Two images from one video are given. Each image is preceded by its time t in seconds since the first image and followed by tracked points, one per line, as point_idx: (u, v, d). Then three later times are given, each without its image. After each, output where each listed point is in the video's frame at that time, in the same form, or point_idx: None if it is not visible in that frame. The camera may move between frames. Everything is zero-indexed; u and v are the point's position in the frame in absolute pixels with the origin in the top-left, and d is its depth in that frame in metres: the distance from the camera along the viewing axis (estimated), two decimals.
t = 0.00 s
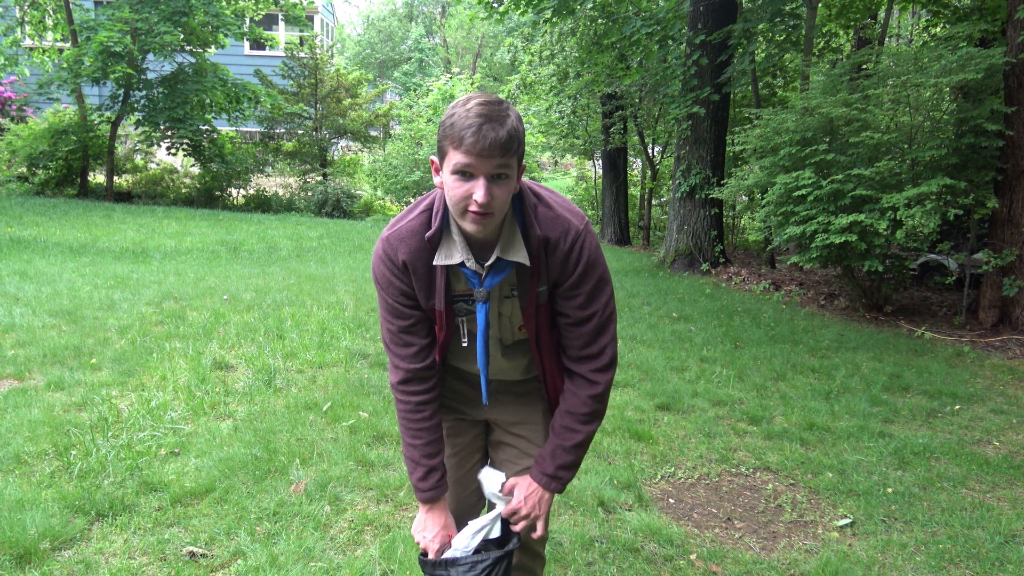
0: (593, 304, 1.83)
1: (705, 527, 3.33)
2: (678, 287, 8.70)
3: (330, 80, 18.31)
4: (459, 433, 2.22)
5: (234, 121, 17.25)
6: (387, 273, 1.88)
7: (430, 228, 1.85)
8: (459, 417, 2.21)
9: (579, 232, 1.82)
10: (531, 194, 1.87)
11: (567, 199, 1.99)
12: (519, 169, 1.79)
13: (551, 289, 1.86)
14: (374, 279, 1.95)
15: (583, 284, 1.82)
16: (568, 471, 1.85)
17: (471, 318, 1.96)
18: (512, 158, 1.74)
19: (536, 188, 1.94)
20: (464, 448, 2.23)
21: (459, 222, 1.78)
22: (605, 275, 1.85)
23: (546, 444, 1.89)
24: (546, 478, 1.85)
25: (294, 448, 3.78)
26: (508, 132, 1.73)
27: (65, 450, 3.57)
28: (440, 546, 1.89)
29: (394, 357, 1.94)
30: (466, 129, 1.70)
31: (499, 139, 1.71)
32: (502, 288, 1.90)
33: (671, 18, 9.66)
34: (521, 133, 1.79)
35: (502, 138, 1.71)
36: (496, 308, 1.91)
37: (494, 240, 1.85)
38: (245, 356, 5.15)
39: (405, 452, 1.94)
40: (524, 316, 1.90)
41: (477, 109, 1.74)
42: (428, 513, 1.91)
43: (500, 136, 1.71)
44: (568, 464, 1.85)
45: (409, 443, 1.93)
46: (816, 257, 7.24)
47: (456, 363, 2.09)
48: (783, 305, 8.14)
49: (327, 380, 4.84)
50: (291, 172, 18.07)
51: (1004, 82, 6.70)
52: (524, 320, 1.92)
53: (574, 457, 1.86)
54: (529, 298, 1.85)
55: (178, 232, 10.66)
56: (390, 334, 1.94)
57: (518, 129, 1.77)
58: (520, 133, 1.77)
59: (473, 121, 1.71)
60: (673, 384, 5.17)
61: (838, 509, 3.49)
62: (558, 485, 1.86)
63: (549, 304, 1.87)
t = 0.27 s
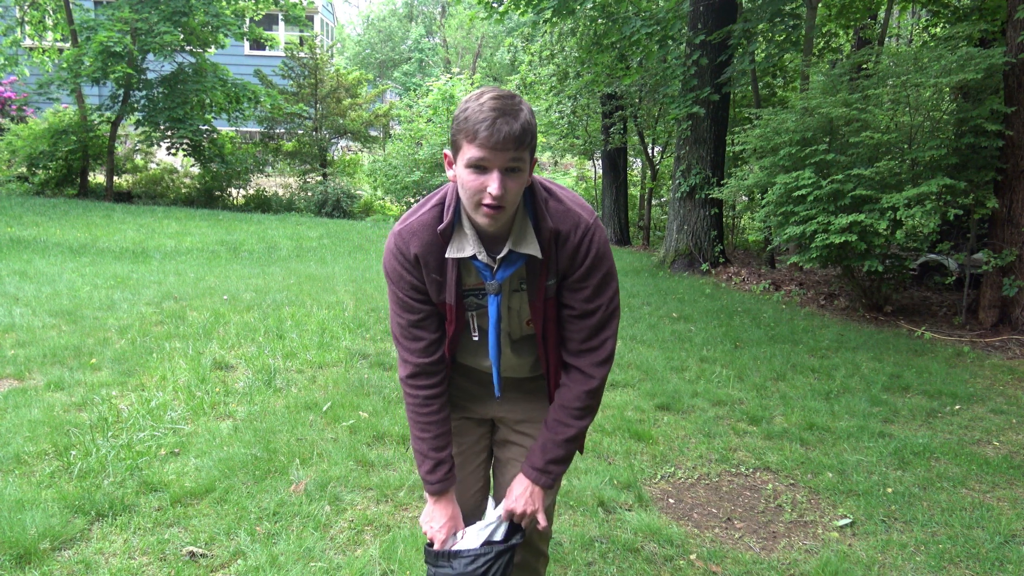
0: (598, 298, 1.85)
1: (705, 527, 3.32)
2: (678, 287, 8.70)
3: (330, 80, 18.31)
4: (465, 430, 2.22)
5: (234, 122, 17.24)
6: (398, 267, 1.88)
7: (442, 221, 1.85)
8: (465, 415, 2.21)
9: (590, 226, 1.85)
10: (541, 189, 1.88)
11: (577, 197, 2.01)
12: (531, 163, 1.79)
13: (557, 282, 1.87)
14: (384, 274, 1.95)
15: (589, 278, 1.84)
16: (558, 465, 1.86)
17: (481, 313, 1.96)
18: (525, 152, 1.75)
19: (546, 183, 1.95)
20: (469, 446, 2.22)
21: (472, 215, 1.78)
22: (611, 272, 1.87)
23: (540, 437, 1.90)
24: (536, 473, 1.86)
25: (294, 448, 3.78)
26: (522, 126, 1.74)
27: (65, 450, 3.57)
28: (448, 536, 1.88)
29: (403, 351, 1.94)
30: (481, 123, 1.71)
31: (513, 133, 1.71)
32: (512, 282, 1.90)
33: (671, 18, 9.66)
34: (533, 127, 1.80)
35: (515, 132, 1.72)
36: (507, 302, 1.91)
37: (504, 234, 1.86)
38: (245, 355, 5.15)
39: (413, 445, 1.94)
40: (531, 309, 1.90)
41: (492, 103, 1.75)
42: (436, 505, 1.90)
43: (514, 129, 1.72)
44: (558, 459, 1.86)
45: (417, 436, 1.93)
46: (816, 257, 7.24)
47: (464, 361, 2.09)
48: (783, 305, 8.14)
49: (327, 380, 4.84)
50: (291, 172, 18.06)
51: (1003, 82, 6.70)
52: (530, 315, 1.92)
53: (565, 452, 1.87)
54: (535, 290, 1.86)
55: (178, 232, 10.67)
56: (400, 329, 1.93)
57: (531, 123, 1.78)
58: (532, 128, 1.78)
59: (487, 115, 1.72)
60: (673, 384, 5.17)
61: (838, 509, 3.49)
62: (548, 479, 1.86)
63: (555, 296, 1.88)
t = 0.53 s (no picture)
0: (605, 299, 1.86)
1: (705, 527, 3.32)
2: (678, 287, 8.70)
3: (330, 80, 18.31)
4: (468, 429, 2.21)
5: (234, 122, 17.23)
6: (408, 265, 1.88)
7: (453, 220, 1.86)
8: (470, 413, 2.20)
9: (599, 227, 1.86)
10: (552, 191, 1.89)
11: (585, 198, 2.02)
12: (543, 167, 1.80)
13: (566, 283, 1.88)
14: (394, 271, 1.96)
15: (598, 278, 1.85)
16: (565, 462, 1.87)
17: (490, 312, 1.95)
18: (538, 156, 1.75)
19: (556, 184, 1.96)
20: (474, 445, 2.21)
21: (483, 215, 1.78)
22: (618, 273, 1.88)
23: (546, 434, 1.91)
24: (543, 469, 1.86)
25: (294, 448, 3.78)
26: (536, 130, 1.74)
27: (65, 450, 3.57)
28: (457, 530, 1.88)
29: (411, 348, 1.94)
30: (497, 125, 1.71)
31: (528, 136, 1.72)
32: (522, 281, 1.90)
33: (671, 18, 9.66)
34: (547, 132, 1.81)
35: (530, 136, 1.72)
36: (516, 300, 1.91)
37: (514, 235, 1.86)
38: (244, 356, 5.15)
39: (418, 440, 1.94)
40: (539, 309, 1.90)
41: (508, 106, 1.75)
42: (441, 502, 1.90)
43: (528, 134, 1.72)
44: (565, 456, 1.87)
45: (422, 431, 1.93)
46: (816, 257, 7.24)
47: (472, 360, 2.08)
48: (783, 305, 8.14)
49: (327, 380, 4.84)
50: (291, 172, 18.07)
51: (1003, 82, 6.70)
52: (538, 314, 1.92)
53: (572, 450, 1.87)
54: (544, 290, 1.86)
55: (178, 232, 10.67)
56: (408, 325, 1.93)
57: (545, 128, 1.79)
58: (546, 132, 1.79)
59: (503, 118, 1.72)
60: (673, 384, 5.17)
61: (838, 510, 3.49)
62: (554, 476, 1.87)
63: (564, 296, 1.89)
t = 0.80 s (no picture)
0: (604, 295, 1.85)
1: (705, 527, 3.33)
2: (678, 287, 8.70)
3: (330, 80, 18.31)
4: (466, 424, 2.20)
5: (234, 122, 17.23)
6: (403, 265, 1.89)
7: (446, 222, 1.85)
8: (468, 409, 2.20)
9: (590, 226, 1.84)
10: (544, 193, 1.88)
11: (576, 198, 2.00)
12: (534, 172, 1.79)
13: (562, 282, 1.87)
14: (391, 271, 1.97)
15: (593, 276, 1.84)
16: (577, 449, 1.86)
17: (485, 312, 1.95)
18: (528, 163, 1.74)
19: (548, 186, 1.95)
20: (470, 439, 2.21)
21: (474, 219, 1.78)
22: (614, 269, 1.87)
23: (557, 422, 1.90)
24: (556, 455, 1.86)
25: (294, 448, 3.78)
26: (525, 137, 1.73)
27: (65, 450, 3.57)
28: (448, 528, 1.88)
29: (407, 346, 1.95)
30: (487, 133, 1.70)
31: (517, 143, 1.70)
32: (516, 281, 1.90)
33: (671, 18, 9.66)
34: (537, 138, 1.79)
35: (519, 143, 1.71)
36: (507, 300, 1.91)
37: (506, 237, 1.85)
38: (244, 356, 5.15)
39: (413, 436, 1.95)
40: (536, 309, 1.90)
41: (498, 114, 1.74)
42: (432, 497, 1.91)
43: (517, 140, 1.71)
44: (578, 442, 1.86)
45: (417, 427, 1.94)
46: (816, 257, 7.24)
47: (468, 358, 2.09)
48: (783, 305, 8.14)
49: (327, 380, 4.84)
50: (290, 172, 18.07)
51: (1003, 82, 6.70)
52: (536, 313, 1.92)
53: (585, 437, 1.87)
54: (541, 290, 1.86)
55: (178, 232, 10.67)
56: (405, 324, 1.94)
57: (534, 135, 1.77)
58: (536, 139, 1.78)
59: (492, 126, 1.71)
60: (673, 384, 5.17)
61: (838, 510, 3.49)
62: (566, 462, 1.86)
63: (561, 295, 1.88)
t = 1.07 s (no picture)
0: (582, 289, 1.79)
1: (705, 527, 3.33)
2: (678, 288, 8.70)
3: (330, 80, 18.30)
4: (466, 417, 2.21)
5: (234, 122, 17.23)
6: (393, 269, 1.93)
7: (424, 227, 1.87)
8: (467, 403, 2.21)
9: (565, 221, 1.80)
10: (516, 193, 1.86)
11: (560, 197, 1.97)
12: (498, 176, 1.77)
13: (542, 280, 1.84)
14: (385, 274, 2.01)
15: (570, 270, 1.78)
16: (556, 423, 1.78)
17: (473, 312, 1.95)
18: (490, 168, 1.73)
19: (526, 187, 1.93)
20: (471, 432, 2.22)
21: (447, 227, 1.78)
22: (594, 262, 1.81)
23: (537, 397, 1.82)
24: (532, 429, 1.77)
25: (294, 448, 3.78)
26: (484, 143, 1.72)
27: (65, 450, 3.57)
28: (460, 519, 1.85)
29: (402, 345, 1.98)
30: (445, 146, 1.70)
31: (476, 151, 1.69)
32: (499, 279, 1.89)
33: (671, 18, 9.66)
34: (499, 144, 1.78)
35: (478, 150, 1.70)
36: (490, 299, 1.91)
37: (482, 240, 1.85)
38: (244, 356, 5.15)
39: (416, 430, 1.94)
40: (519, 308, 1.89)
41: (456, 125, 1.73)
42: (439, 490, 1.88)
43: (476, 149, 1.70)
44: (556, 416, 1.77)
45: (420, 421, 1.94)
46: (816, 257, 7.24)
47: (466, 355, 2.10)
48: (783, 305, 8.14)
49: (327, 380, 4.84)
50: (290, 172, 18.07)
51: (1003, 82, 6.70)
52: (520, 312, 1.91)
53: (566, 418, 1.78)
54: (519, 289, 1.85)
55: (178, 232, 10.66)
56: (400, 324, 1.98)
57: (495, 141, 1.76)
58: (497, 144, 1.76)
59: (450, 137, 1.71)
60: (673, 384, 5.17)
61: (838, 510, 3.49)
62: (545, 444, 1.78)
63: (541, 293, 1.85)
